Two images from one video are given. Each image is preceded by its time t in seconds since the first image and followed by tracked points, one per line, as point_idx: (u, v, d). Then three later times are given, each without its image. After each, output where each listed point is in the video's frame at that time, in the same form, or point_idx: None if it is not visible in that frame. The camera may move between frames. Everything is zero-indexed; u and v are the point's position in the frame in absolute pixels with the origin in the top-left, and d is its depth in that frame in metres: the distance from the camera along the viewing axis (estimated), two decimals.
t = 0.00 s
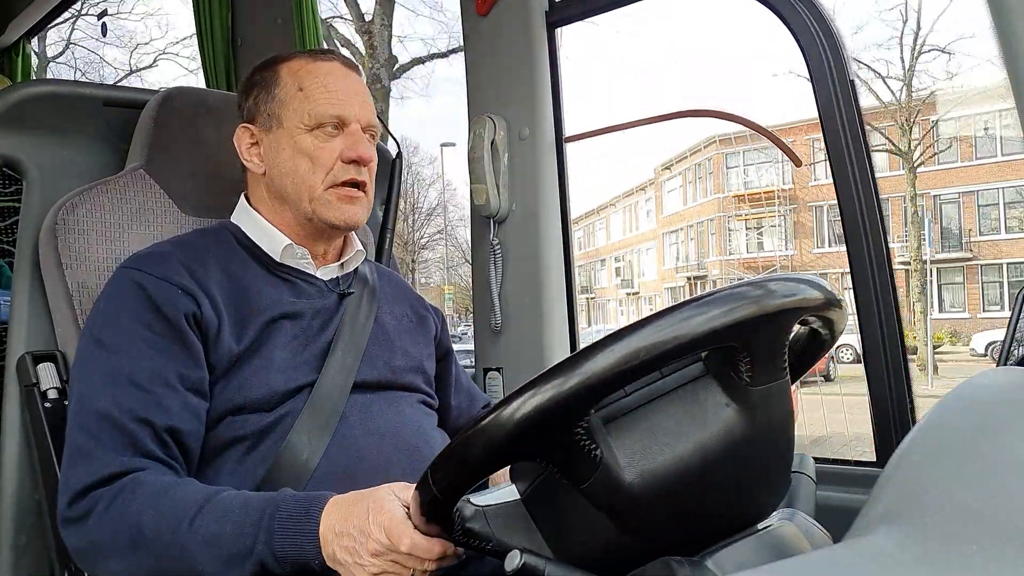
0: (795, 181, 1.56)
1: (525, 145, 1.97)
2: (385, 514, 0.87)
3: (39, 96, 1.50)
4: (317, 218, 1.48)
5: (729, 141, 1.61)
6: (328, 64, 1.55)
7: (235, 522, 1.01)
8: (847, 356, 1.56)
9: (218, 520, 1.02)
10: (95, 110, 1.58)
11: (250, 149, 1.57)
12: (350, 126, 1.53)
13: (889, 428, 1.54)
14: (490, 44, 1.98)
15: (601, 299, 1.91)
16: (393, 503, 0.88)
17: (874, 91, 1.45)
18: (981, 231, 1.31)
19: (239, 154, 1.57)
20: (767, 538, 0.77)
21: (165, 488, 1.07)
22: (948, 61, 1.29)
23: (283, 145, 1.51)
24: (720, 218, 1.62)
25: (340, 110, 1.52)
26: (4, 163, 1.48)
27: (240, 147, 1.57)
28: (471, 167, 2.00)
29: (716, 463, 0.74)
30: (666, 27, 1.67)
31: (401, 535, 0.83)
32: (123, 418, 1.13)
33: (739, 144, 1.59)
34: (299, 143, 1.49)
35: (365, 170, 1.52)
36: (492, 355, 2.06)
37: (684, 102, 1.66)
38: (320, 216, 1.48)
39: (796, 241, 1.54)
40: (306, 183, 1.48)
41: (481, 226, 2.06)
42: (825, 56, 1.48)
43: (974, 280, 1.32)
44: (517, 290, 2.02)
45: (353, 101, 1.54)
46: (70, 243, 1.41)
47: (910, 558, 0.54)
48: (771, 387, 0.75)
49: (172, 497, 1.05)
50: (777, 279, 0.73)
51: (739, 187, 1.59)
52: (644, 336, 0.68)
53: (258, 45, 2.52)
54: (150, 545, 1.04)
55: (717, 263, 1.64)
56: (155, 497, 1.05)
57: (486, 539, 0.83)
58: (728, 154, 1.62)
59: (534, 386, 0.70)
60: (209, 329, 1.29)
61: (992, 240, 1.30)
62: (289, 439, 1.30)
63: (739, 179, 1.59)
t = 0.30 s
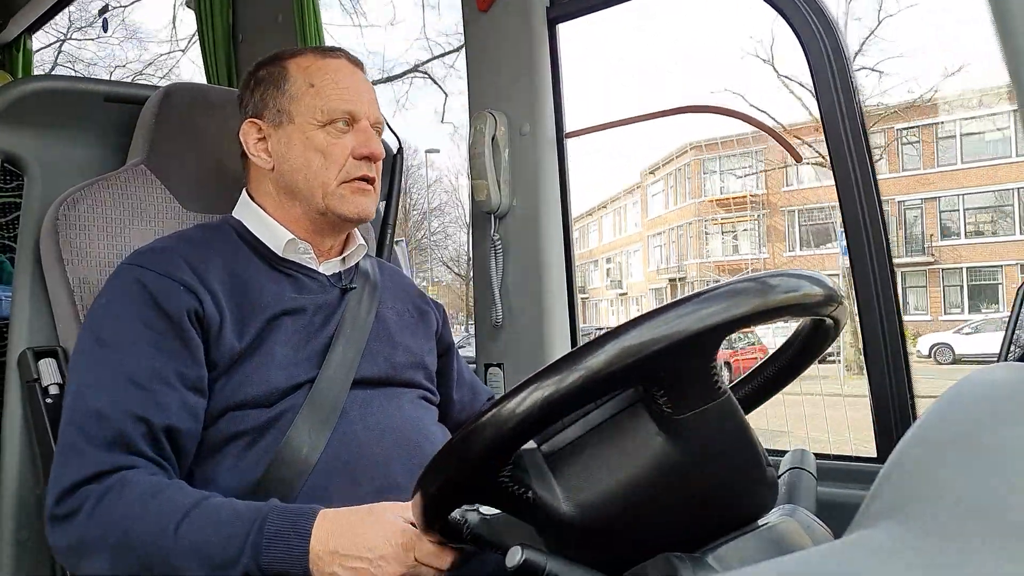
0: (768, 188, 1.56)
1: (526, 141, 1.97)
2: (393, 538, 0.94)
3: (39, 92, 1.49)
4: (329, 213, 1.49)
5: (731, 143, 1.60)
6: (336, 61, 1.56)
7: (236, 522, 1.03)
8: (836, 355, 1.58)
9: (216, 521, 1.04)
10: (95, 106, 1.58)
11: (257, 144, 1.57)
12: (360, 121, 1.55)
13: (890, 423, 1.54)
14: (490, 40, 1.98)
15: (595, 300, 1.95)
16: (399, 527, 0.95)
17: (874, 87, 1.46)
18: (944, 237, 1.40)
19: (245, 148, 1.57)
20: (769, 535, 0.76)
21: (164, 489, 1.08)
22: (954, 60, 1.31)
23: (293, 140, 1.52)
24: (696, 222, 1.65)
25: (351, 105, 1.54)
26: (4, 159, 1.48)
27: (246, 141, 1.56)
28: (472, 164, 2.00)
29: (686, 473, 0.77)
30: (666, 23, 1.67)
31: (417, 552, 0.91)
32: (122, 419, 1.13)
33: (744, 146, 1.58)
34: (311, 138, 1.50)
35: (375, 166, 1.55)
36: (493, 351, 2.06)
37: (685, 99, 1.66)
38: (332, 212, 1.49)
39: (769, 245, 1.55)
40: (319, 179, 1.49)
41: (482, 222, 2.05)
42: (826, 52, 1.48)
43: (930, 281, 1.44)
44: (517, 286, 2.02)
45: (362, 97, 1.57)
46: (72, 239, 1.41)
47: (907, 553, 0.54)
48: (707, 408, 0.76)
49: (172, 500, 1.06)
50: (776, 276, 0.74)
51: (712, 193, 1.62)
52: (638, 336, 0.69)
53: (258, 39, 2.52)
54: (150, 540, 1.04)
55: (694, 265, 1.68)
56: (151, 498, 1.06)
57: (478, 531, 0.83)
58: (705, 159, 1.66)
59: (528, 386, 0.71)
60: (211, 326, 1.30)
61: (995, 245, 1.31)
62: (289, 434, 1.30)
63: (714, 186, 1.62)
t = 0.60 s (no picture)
0: (738, 193, 1.60)
1: (528, 143, 1.97)
2: (366, 497, 0.72)
3: (41, 95, 1.50)
4: (311, 211, 1.51)
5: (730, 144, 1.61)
6: (317, 59, 1.56)
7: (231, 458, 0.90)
8: (840, 350, 1.56)
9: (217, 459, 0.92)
10: (98, 109, 1.58)
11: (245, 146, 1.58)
12: (341, 118, 1.55)
13: (892, 425, 1.54)
14: (492, 42, 1.99)
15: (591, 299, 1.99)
16: (365, 483, 0.71)
17: (875, 90, 1.46)
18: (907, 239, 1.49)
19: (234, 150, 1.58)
20: (770, 536, 0.76)
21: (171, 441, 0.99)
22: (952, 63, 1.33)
23: (274, 139, 1.53)
24: (670, 226, 1.70)
25: (331, 102, 1.54)
26: (6, 161, 1.48)
27: (234, 143, 1.57)
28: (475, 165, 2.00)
29: (611, 510, 0.78)
30: (666, 24, 1.67)
31: (415, 503, 0.70)
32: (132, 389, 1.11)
33: (743, 147, 1.60)
34: (290, 137, 1.51)
35: (358, 162, 1.55)
36: (495, 352, 2.06)
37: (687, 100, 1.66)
38: (314, 210, 1.51)
39: (737, 247, 1.59)
40: (299, 178, 1.51)
41: (484, 224, 2.05)
42: (828, 53, 1.48)
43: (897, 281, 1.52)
44: (519, 287, 2.02)
45: (344, 93, 1.56)
46: (73, 242, 1.42)
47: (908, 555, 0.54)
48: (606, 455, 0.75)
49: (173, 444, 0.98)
50: (782, 278, 0.75)
51: (683, 198, 1.67)
52: (621, 346, 0.69)
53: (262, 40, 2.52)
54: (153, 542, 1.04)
55: (670, 267, 1.70)
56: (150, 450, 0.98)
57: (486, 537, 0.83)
58: (681, 166, 1.70)
59: (518, 395, 0.71)
60: (211, 318, 1.30)
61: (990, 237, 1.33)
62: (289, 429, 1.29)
63: (686, 191, 1.67)
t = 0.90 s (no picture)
0: (706, 198, 1.70)
1: (531, 142, 1.97)
2: (504, 370, 0.63)
3: (43, 96, 1.50)
4: (309, 208, 1.52)
5: (736, 141, 1.63)
6: (313, 58, 1.56)
7: (318, 371, 0.81)
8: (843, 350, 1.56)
9: (296, 369, 0.84)
10: (101, 108, 1.58)
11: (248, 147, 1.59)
12: (336, 115, 1.55)
13: (896, 423, 1.55)
14: (494, 40, 1.98)
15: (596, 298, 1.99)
16: (509, 355, 0.63)
17: (877, 89, 1.47)
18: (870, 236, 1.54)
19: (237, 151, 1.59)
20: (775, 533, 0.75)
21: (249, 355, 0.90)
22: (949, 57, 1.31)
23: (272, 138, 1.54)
24: (642, 229, 1.78)
25: (326, 100, 1.54)
26: (10, 160, 1.48)
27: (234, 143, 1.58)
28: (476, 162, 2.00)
29: (586, 523, 0.77)
30: (669, 24, 1.68)
31: (546, 388, 0.62)
32: (203, 320, 1.10)
33: (744, 146, 1.62)
34: (286, 136, 1.52)
35: (355, 159, 1.55)
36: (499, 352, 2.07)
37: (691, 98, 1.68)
38: (311, 207, 1.52)
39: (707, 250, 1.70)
40: (296, 175, 1.52)
41: (487, 224, 2.04)
42: (831, 53, 1.49)
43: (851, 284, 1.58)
44: (523, 286, 2.02)
45: (340, 90, 1.56)
46: (77, 241, 1.41)
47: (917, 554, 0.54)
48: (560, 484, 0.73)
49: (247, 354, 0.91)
50: (786, 277, 0.75)
51: (655, 201, 1.75)
52: (621, 349, 0.69)
53: (264, 40, 2.53)
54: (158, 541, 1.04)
55: (641, 269, 1.76)
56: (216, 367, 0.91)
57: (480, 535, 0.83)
58: (648, 172, 1.79)
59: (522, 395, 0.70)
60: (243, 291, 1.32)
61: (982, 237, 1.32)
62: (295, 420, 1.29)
63: (658, 195, 1.76)
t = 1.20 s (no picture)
0: (672, 200, 1.71)
1: (534, 134, 1.97)
2: (490, 379, 0.63)
3: (44, 88, 1.49)
4: (287, 200, 1.52)
5: (739, 142, 1.60)
6: (295, 51, 1.57)
7: (321, 362, 0.82)
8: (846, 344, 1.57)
9: (299, 361, 0.83)
10: (101, 101, 1.58)
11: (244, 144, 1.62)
12: (313, 107, 1.56)
13: (898, 417, 1.55)
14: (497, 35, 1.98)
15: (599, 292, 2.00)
16: (496, 363, 0.63)
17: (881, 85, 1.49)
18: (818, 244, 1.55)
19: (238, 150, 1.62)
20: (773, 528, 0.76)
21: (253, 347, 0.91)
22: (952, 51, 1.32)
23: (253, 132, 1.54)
24: (614, 233, 1.85)
25: (301, 91, 1.55)
26: (12, 153, 1.48)
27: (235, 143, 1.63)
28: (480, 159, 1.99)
29: (582, 524, 0.77)
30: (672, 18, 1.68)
31: (532, 399, 0.61)
32: (202, 309, 1.11)
33: (755, 146, 1.58)
34: (264, 128, 1.52)
35: (329, 149, 1.55)
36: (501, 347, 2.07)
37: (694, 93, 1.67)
38: (289, 199, 1.52)
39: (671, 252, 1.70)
40: (272, 167, 1.52)
41: (490, 217, 2.04)
42: (833, 49, 1.50)
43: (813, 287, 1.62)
44: (526, 281, 2.02)
45: (319, 82, 1.57)
46: (80, 235, 1.41)
47: (907, 549, 0.54)
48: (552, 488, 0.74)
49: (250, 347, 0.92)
50: (787, 270, 0.76)
51: (622, 206, 1.81)
52: (612, 350, 0.68)
53: (266, 34, 2.52)
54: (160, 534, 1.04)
55: (611, 271, 1.88)
56: (224, 356, 0.91)
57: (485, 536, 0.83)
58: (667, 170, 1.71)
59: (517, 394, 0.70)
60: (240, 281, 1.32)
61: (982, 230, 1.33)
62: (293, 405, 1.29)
63: (624, 201, 1.81)
